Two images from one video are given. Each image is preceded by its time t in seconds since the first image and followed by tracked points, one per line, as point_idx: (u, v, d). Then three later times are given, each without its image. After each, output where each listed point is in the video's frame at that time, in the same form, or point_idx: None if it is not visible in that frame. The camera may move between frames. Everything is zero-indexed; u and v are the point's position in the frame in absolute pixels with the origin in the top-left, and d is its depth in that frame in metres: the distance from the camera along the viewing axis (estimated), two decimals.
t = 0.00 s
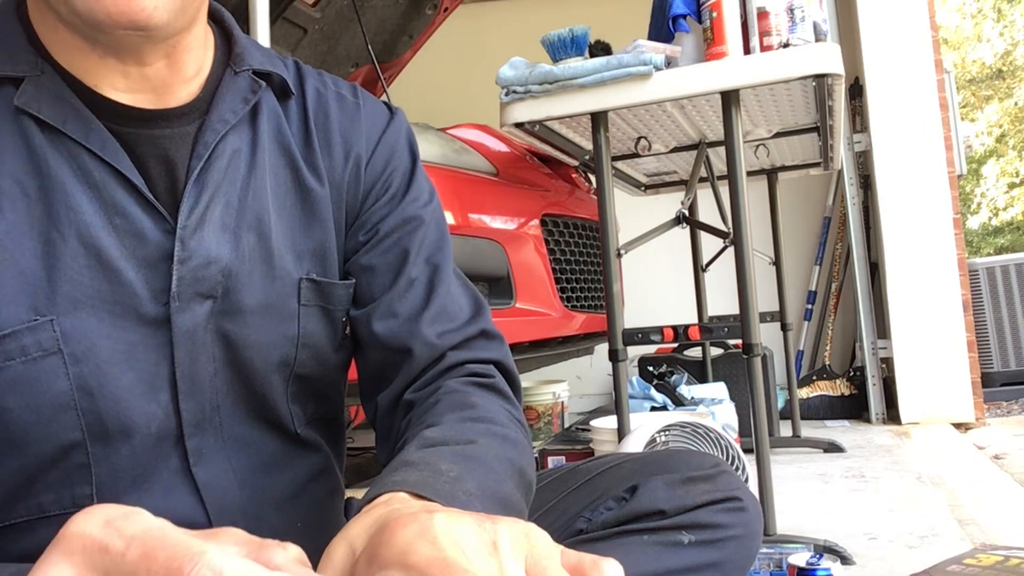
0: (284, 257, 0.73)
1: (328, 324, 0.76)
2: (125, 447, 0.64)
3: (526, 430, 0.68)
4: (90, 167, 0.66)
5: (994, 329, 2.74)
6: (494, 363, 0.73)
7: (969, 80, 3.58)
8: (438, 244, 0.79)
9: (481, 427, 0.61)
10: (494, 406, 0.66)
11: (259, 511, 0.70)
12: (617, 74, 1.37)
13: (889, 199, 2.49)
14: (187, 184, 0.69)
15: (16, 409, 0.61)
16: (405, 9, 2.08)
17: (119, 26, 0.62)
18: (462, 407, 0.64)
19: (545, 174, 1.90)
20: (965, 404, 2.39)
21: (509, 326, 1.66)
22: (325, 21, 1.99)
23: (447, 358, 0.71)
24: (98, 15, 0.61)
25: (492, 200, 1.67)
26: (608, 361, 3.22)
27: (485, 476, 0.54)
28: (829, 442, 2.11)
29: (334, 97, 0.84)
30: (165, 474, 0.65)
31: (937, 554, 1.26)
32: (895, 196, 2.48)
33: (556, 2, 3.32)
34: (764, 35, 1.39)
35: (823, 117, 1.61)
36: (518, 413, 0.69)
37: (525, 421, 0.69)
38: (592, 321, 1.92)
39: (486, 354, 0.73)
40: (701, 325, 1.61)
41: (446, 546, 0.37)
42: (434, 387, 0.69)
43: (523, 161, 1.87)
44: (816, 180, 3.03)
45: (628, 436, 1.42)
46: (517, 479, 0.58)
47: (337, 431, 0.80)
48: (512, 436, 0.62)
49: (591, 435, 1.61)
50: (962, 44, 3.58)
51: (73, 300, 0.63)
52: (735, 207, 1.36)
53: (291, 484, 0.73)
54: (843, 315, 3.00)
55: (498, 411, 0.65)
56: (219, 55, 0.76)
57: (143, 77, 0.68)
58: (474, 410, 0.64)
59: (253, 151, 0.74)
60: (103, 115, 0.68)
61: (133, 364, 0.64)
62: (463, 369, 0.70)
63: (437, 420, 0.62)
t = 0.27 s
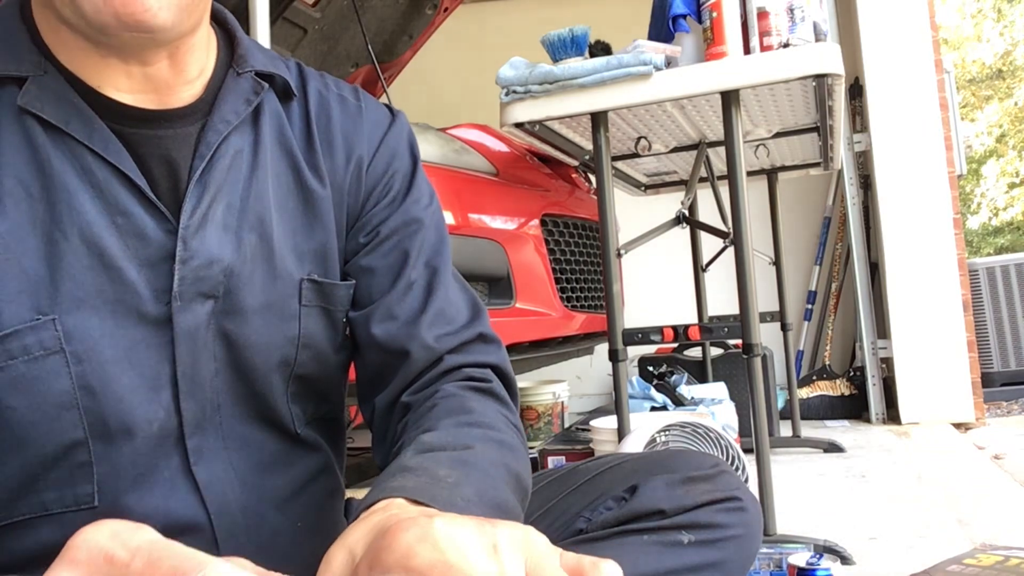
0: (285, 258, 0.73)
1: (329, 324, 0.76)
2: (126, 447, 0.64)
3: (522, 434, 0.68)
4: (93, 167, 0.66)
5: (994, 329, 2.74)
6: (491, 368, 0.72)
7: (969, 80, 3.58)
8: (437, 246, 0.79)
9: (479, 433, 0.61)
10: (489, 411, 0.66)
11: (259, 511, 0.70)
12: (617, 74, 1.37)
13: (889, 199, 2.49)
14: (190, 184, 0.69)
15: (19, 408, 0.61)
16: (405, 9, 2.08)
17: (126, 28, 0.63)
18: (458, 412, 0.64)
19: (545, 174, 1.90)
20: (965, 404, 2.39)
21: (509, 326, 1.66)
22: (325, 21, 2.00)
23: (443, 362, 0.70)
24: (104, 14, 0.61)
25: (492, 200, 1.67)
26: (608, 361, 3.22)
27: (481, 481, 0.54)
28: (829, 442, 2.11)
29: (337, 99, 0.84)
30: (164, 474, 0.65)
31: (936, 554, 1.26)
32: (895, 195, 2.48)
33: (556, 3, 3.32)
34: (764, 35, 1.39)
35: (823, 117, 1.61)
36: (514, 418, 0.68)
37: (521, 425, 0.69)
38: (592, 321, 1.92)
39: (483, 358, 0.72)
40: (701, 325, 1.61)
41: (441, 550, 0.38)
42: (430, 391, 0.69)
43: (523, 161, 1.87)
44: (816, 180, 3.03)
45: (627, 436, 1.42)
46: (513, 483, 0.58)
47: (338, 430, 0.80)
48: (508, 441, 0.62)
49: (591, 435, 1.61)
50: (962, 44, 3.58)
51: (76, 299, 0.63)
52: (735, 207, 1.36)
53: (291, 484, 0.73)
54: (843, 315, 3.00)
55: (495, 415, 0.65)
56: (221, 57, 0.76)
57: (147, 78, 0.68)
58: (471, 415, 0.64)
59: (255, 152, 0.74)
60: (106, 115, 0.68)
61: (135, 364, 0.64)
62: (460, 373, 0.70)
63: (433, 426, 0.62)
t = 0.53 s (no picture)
0: (287, 259, 0.74)
1: (330, 326, 0.76)
2: (127, 447, 0.63)
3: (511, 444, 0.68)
4: (96, 167, 0.66)
5: (994, 329, 2.74)
6: (482, 377, 0.72)
7: (969, 80, 3.57)
8: (435, 252, 0.79)
9: (469, 443, 0.61)
10: (481, 422, 0.66)
11: (259, 511, 0.70)
12: (617, 74, 1.37)
13: (889, 199, 2.49)
14: (192, 185, 0.69)
15: (21, 408, 0.61)
16: (405, 9, 2.08)
17: (131, 28, 0.63)
18: (449, 422, 0.64)
19: (545, 174, 1.90)
20: (965, 404, 2.39)
21: (509, 326, 1.66)
22: (325, 21, 2.00)
23: (435, 370, 0.70)
24: (110, 14, 0.61)
25: (492, 200, 1.67)
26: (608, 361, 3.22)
27: (474, 492, 0.54)
28: (829, 442, 2.11)
29: (340, 102, 0.84)
30: (165, 474, 0.65)
31: (936, 554, 1.26)
32: (895, 195, 2.48)
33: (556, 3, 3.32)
34: (764, 35, 1.39)
35: (823, 117, 1.61)
36: (504, 427, 0.68)
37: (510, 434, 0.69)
38: (592, 321, 1.92)
39: (475, 368, 0.72)
40: (701, 325, 1.61)
41: (453, 546, 0.36)
42: (421, 399, 0.69)
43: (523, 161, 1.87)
44: (817, 180, 3.03)
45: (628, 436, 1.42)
46: (504, 494, 0.58)
47: (337, 432, 0.80)
48: (497, 451, 0.62)
49: (592, 435, 1.61)
50: (962, 44, 3.58)
51: (78, 299, 0.63)
52: (735, 207, 1.36)
53: (290, 485, 0.73)
54: (843, 315, 3.00)
55: (485, 426, 0.65)
56: (225, 59, 0.76)
57: (150, 78, 0.68)
58: (462, 425, 0.64)
59: (258, 154, 0.74)
60: (109, 116, 0.68)
61: (136, 364, 0.64)
62: (452, 382, 0.70)
63: (425, 435, 0.62)
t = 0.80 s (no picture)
0: (288, 260, 0.73)
1: (331, 327, 0.75)
2: (128, 446, 0.63)
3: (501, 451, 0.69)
4: (100, 165, 0.66)
5: (994, 329, 2.74)
6: (476, 385, 0.73)
7: (969, 80, 3.58)
8: (432, 256, 0.80)
9: (465, 444, 0.61)
10: (475, 426, 0.66)
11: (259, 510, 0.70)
12: (617, 74, 1.37)
13: (889, 199, 2.49)
14: (195, 185, 0.69)
15: (23, 406, 0.61)
16: (405, 9, 2.08)
17: (137, 30, 0.63)
18: (444, 424, 0.64)
19: (545, 174, 1.90)
20: (965, 405, 2.39)
21: (509, 326, 1.66)
22: (325, 21, 2.00)
23: (430, 374, 0.70)
24: (117, 17, 0.61)
25: (492, 200, 1.67)
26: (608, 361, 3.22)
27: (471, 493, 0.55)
28: (829, 442, 2.11)
29: (343, 104, 0.83)
30: (165, 473, 0.65)
31: (937, 554, 1.26)
32: (895, 195, 2.48)
33: (556, 3, 3.32)
34: (764, 35, 1.39)
35: (823, 117, 1.61)
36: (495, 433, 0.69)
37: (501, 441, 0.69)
38: (592, 321, 1.92)
39: (469, 375, 0.73)
40: (701, 325, 1.61)
41: (468, 517, 0.34)
42: (414, 403, 0.69)
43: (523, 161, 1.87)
44: (816, 180, 3.03)
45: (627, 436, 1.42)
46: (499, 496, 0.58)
47: (338, 433, 0.80)
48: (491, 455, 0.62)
49: (592, 435, 1.61)
50: (962, 44, 3.58)
51: (81, 297, 0.63)
52: (735, 207, 1.36)
53: (290, 485, 0.73)
54: (843, 315, 3.00)
55: (479, 430, 0.65)
56: (228, 59, 0.76)
57: (155, 80, 0.68)
58: (457, 428, 0.64)
59: (260, 155, 0.74)
60: (114, 115, 0.68)
61: (138, 363, 0.64)
62: (446, 387, 0.70)
63: (420, 436, 0.62)
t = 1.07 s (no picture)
0: (295, 259, 0.73)
1: (337, 326, 0.76)
2: (133, 444, 0.63)
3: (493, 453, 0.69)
4: (112, 163, 0.66)
5: (994, 329, 2.74)
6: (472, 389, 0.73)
7: (969, 80, 3.58)
8: (433, 257, 0.80)
9: (465, 440, 0.61)
10: (473, 427, 0.66)
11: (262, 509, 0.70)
12: (617, 74, 1.37)
13: (890, 199, 2.49)
14: (203, 183, 0.69)
15: (30, 402, 0.61)
16: (405, 8, 2.08)
17: (150, 30, 0.62)
18: (443, 423, 0.64)
19: (545, 174, 1.90)
20: (965, 405, 2.39)
21: (509, 326, 1.66)
22: (325, 20, 2.00)
23: (428, 375, 0.71)
24: (131, 18, 0.61)
25: (492, 199, 1.67)
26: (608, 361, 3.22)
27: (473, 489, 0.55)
28: (829, 442, 2.11)
29: (348, 105, 0.84)
30: (169, 471, 0.65)
31: (936, 554, 1.26)
32: (895, 195, 2.48)
33: (556, 3, 3.32)
34: (764, 35, 1.39)
35: (823, 117, 1.61)
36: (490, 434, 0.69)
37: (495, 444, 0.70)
38: (592, 321, 1.92)
39: (466, 378, 0.73)
40: (701, 325, 1.61)
41: (500, 486, 0.38)
42: (413, 402, 0.69)
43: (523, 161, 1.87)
44: (817, 180, 3.03)
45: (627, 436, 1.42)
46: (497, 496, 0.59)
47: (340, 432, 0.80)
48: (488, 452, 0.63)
49: (591, 435, 1.61)
50: (962, 44, 3.58)
51: (89, 295, 0.63)
52: (735, 207, 1.36)
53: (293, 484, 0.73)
54: (843, 315, 3.00)
55: (476, 430, 0.66)
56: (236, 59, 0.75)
57: (167, 80, 0.68)
58: (456, 426, 0.64)
59: (268, 155, 0.74)
60: (125, 113, 0.68)
61: (145, 361, 0.64)
62: (444, 389, 0.70)
63: (423, 431, 0.62)
